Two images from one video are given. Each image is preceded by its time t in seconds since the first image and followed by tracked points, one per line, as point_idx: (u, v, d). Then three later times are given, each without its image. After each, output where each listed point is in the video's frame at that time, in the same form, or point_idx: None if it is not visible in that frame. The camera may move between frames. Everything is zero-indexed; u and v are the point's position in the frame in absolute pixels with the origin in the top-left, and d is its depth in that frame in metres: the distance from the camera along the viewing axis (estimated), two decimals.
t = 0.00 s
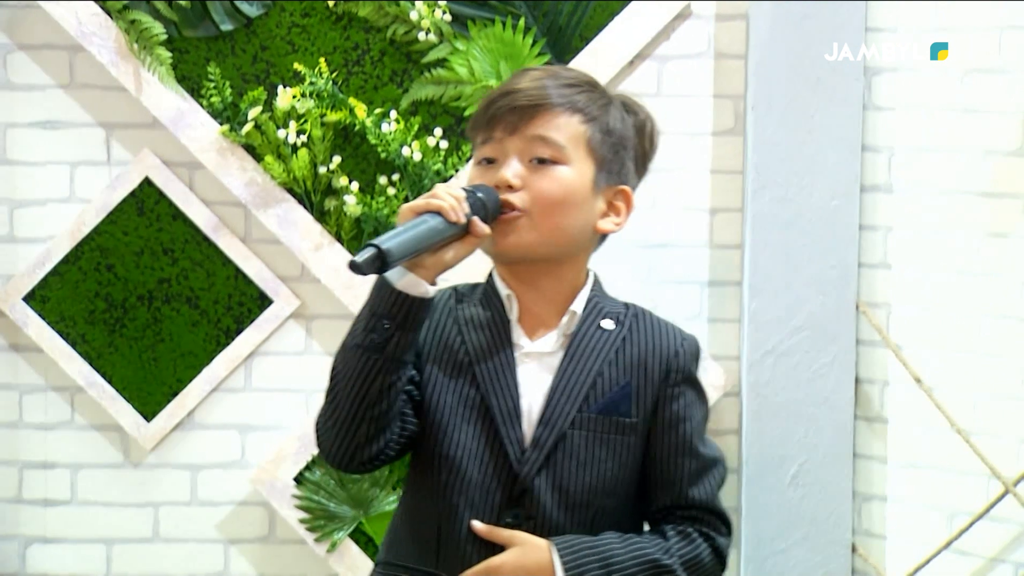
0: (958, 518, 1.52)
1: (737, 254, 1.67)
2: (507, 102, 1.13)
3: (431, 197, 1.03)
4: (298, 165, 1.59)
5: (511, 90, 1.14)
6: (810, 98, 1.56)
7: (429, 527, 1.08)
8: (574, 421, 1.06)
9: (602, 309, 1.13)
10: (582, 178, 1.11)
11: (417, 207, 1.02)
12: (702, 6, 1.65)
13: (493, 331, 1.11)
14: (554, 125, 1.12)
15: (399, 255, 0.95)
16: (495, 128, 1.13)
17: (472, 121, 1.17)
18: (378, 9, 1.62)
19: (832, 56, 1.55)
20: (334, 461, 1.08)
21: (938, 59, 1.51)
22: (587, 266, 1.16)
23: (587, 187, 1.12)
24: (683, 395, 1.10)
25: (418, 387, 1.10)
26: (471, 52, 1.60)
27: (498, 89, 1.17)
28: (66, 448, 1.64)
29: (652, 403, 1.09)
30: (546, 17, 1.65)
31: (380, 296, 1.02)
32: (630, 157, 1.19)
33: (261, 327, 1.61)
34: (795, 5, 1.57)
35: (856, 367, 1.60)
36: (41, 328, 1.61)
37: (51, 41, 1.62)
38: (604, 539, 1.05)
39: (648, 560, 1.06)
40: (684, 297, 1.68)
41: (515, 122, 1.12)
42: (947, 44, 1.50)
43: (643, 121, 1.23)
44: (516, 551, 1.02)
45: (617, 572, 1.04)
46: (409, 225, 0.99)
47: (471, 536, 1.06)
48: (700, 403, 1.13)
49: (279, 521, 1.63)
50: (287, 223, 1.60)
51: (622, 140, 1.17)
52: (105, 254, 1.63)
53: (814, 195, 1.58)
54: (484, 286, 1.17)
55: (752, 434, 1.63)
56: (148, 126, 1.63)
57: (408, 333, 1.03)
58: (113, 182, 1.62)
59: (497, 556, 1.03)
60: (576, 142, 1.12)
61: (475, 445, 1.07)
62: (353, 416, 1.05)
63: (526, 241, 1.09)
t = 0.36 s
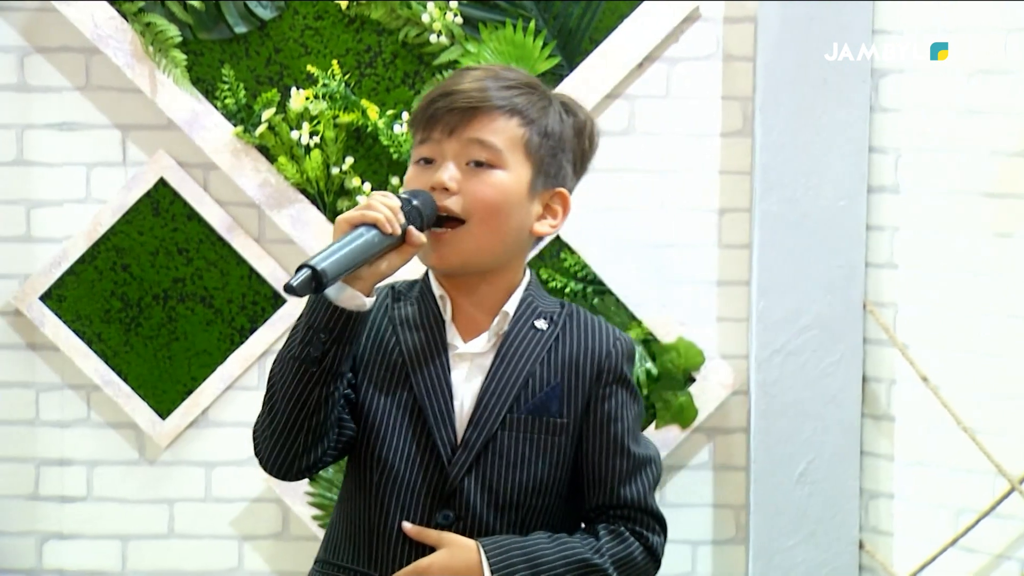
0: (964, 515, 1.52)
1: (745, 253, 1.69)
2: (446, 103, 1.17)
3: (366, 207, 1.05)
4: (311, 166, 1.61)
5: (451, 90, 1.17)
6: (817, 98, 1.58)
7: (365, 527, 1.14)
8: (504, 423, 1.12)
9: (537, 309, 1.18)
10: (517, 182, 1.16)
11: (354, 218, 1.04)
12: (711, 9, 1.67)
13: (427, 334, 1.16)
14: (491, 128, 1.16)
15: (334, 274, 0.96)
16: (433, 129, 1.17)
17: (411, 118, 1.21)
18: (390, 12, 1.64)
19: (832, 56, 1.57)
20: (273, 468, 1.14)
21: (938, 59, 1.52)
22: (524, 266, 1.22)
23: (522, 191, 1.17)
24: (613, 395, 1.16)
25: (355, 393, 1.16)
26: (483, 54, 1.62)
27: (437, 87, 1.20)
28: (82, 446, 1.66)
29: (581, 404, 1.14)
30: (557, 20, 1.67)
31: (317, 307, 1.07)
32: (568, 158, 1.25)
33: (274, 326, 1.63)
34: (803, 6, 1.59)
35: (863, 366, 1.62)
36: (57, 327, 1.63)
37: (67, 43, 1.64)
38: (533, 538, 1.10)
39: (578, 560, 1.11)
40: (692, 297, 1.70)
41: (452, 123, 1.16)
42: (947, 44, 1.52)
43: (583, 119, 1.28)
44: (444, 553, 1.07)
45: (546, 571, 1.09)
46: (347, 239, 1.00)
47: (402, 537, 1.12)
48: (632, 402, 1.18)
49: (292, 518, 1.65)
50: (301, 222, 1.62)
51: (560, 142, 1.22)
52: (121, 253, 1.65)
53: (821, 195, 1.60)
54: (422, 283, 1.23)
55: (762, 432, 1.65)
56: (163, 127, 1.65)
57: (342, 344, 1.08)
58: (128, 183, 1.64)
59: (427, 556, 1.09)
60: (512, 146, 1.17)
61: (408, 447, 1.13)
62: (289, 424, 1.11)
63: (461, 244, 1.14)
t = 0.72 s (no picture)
0: (975, 513, 1.51)
1: (757, 253, 1.70)
2: (418, 108, 1.17)
3: (357, 230, 1.03)
4: (327, 166, 1.62)
5: (421, 94, 1.18)
6: (830, 98, 1.61)
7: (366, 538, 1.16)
8: (499, 422, 1.15)
9: (523, 305, 1.21)
10: (495, 183, 1.18)
11: (346, 241, 1.03)
12: (723, 10, 1.68)
13: (418, 339, 1.18)
14: (465, 132, 1.17)
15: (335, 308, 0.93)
16: (406, 136, 1.18)
17: (381, 123, 1.21)
18: (405, 14, 1.65)
19: (831, 55, 1.60)
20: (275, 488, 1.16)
21: (938, 59, 1.55)
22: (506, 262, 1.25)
23: (502, 190, 1.18)
24: (602, 387, 1.19)
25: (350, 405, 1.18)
26: (497, 54, 1.63)
27: (405, 91, 1.20)
28: (100, 443, 1.67)
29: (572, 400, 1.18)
30: (570, 21, 1.68)
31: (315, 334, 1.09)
32: (541, 146, 1.26)
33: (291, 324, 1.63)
34: (816, 7, 1.61)
35: (875, 364, 1.64)
36: (76, 326, 1.64)
37: (86, 44, 1.66)
38: (533, 536, 1.13)
39: (579, 555, 1.13)
40: (704, 296, 1.71)
41: (426, 130, 1.17)
42: (946, 44, 1.55)
43: (551, 105, 1.30)
44: (448, 557, 1.10)
45: (548, 569, 1.12)
46: (344, 268, 0.98)
47: (404, 543, 1.15)
48: (622, 393, 1.22)
49: (307, 515, 1.66)
50: (316, 222, 1.63)
51: (532, 133, 1.24)
52: (139, 252, 1.66)
53: (832, 195, 1.62)
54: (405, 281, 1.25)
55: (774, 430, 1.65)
56: (180, 127, 1.67)
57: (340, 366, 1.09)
58: (146, 183, 1.65)
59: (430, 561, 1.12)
60: (487, 146, 1.18)
61: (404, 455, 1.15)
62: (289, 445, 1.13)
63: (446, 249, 1.15)
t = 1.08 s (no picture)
0: (984, 510, 1.51)
1: (765, 250, 1.71)
2: (436, 112, 1.13)
3: (382, 249, 1.02)
4: (337, 164, 1.63)
5: (437, 99, 1.13)
6: (837, 98, 1.61)
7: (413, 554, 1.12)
8: (537, 424, 1.09)
9: (559, 302, 1.15)
10: (522, 183, 1.12)
11: (371, 261, 1.02)
12: (732, 8, 1.69)
13: (454, 342, 1.13)
14: (488, 133, 1.12)
15: (361, 336, 0.93)
16: (426, 141, 1.13)
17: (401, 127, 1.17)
18: (415, 12, 1.66)
19: (832, 55, 1.61)
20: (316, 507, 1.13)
21: (938, 59, 1.57)
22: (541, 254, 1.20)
23: (529, 190, 1.13)
24: (644, 381, 1.13)
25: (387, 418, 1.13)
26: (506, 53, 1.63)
27: (422, 94, 1.16)
28: (112, 440, 1.68)
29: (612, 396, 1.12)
30: (579, 20, 1.68)
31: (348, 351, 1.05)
32: (568, 136, 1.21)
33: (300, 321, 1.65)
34: (825, 6, 1.62)
35: (882, 361, 1.64)
36: (87, 323, 1.65)
37: (98, 43, 1.67)
38: (578, 538, 1.08)
39: (626, 555, 1.07)
40: (713, 294, 1.72)
41: (448, 133, 1.12)
42: (947, 44, 1.57)
43: (574, 91, 1.24)
44: (490, 564, 1.05)
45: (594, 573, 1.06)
46: (369, 291, 0.98)
47: (448, 554, 1.10)
48: (668, 385, 1.15)
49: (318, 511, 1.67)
50: (326, 220, 1.63)
51: (557, 125, 1.18)
52: (150, 250, 1.67)
53: (840, 193, 1.62)
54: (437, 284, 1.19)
55: (782, 427, 1.66)
56: (191, 126, 1.67)
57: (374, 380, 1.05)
58: (157, 180, 1.66)
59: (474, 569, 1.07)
60: (511, 146, 1.12)
61: (442, 466, 1.10)
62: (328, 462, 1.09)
63: (476, 254, 1.11)
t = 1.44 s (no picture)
0: (985, 509, 1.51)
1: (768, 250, 1.72)
2: (481, 127, 1.00)
3: (433, 282, 0.93)
4: (342, 165, 1.64)
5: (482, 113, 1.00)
6: (838, 98, 1.62)
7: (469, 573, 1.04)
8: (589, 434, 0.99)
9: (611, 307, 1.04)
10: (572, 201, 1.00)
11: (421, 296, 0.93)
12: (735, 10, 1.70)
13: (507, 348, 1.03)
14: (537, 149, 0.99)
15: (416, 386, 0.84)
16: (470, 156, 1.00)
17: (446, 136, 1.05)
18: (421, 14, 1.67)
19: (831, 55, 1.63)
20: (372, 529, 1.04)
21: (938, 59, 1.57)
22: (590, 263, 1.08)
23: (579, 208, 1.01)
24: (701, 386, 1.02)
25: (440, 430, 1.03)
26: (510, 55, 1.64)
27: (468, 103, 1.03)
28: (118, 439, 1.69)
29: (670, 402, 1.01)
30: (583, 21, 1.69)
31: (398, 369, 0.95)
32: (620, 143, 1.07)
33: (305, 321, 1.66)
34: (826, 6, 1.63)
35: (884, 361, 1.66)
36: (94, 323, 1.66)
37: (104, 45, 1.68)
38: (633, 550, 0.98)
39: (683, 566, 0.97)
40: (716, 293, 1.73)
41: (494, 149, 0.99)
42: (946, 44, 1.57)
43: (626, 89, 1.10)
44: None
45: None
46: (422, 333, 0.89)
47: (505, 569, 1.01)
48: (727, 389, 1.04)
49: (323, 509, 1.68)
50: (331, 220, 1.64)
51: (609, 131, 1.05)
52: (156, 250, 1.68)
53: (842, 193, 1.64)
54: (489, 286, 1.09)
55: (784, 426, 1.67)
56: (198, 127, 1.69)
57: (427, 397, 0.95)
58: (164, 181, 1.67)
59: None
60: (560, 162, 1.00)
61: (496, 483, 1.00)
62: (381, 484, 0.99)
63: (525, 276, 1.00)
